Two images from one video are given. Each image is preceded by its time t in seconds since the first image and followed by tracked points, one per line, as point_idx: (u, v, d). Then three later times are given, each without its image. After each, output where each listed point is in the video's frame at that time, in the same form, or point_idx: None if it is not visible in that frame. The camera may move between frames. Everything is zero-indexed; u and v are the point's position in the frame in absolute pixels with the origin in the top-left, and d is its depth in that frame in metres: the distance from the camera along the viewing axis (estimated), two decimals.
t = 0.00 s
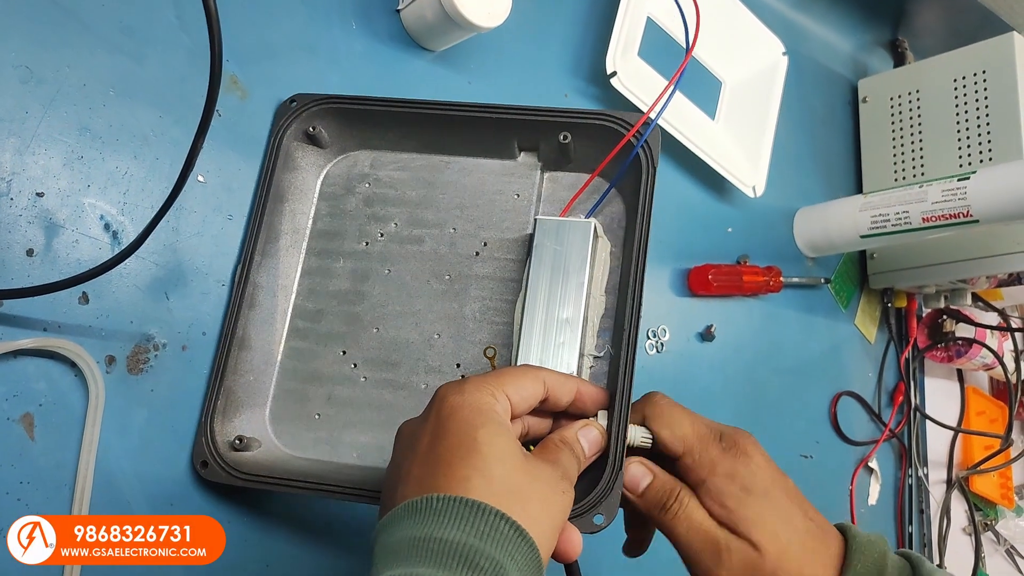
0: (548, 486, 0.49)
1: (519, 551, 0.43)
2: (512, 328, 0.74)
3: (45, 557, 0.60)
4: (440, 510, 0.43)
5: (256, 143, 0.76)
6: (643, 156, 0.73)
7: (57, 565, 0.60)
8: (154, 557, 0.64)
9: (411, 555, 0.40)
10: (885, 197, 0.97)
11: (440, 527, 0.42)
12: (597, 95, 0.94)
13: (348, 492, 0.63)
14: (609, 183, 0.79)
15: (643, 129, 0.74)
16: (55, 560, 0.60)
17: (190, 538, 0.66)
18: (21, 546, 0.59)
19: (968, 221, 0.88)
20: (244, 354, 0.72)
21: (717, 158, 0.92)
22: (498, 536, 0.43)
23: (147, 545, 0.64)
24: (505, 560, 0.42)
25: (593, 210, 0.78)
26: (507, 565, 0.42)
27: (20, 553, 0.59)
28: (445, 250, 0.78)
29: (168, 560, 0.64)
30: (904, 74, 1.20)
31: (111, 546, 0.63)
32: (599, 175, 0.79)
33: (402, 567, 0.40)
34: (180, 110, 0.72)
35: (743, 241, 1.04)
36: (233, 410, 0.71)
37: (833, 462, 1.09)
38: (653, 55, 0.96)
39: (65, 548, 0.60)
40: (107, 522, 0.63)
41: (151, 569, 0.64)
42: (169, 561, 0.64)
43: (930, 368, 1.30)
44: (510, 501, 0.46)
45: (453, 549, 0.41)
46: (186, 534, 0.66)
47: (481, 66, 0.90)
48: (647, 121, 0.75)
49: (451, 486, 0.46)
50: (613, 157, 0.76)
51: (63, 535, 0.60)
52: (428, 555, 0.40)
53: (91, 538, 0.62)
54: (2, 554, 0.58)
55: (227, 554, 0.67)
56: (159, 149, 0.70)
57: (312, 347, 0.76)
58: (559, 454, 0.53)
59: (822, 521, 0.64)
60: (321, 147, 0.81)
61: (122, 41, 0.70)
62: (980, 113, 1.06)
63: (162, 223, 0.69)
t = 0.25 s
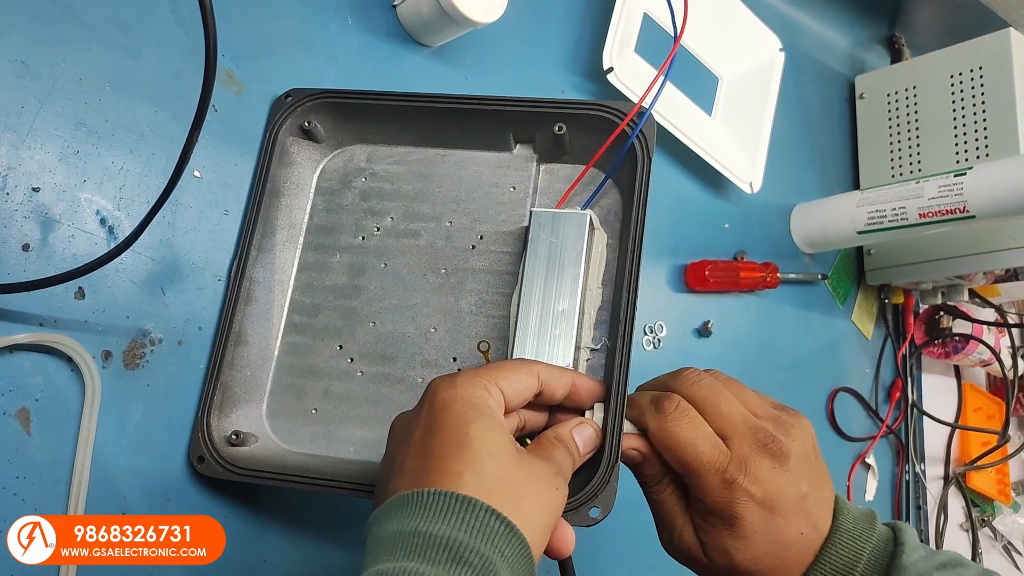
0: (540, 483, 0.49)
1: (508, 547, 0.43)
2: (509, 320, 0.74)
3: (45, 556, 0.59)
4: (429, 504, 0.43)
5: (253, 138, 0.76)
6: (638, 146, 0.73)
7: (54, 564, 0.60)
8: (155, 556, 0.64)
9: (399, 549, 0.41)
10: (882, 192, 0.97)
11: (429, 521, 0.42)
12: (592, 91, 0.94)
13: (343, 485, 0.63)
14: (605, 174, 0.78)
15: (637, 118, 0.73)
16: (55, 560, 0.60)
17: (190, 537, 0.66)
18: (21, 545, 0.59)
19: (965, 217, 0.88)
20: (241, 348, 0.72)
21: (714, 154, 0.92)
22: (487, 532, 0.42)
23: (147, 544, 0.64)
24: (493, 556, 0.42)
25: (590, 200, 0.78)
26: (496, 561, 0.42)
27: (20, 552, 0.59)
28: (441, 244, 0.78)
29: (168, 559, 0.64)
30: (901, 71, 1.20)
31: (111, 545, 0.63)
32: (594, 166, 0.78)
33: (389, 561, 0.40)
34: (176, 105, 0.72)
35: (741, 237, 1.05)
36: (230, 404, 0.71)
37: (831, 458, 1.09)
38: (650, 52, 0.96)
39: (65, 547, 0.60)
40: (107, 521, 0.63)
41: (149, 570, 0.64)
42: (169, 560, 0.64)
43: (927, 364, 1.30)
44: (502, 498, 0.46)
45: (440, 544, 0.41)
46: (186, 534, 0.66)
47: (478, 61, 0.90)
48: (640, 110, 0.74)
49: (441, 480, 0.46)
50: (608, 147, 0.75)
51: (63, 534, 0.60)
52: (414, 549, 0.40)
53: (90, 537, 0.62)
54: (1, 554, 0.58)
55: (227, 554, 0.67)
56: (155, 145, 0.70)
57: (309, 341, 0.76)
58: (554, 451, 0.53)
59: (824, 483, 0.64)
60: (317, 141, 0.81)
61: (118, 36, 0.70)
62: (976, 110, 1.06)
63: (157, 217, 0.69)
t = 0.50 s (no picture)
0: (548, 495, 0.49)
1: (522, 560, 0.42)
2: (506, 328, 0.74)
3: (46, 557, 0.59)
4: (442, 515, 0.43)
5: (252, 137, 0.76)
6: (637, 157, 0.74)
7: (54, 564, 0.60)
8: (155, 556, 0.64)
9: (414, 558, 0.40)
10: (881, 192, 0.97)
11: (444, 531, 0.42)
12: (592, 91, 0.94)
13: (346, 489, 0.63)
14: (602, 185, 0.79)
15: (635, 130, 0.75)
16: (55, 560, 0.60)
17: (190, 538, 0.65)
18: (21, 546, 0.59)
19: (964, 216, 0.88)
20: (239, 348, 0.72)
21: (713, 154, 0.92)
22: (500, 541, 0.42)
23: (147, 544, 0.64)
24: (507, 568, 0.41)
25: (587, 210, 0.79)
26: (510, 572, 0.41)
27: (20, 553, 0.59)
28: (439, 249, 0.78)
29: (168, 559, 0.64)
30: (900, 70, 1.20)
31: (111, 546, 0.63)
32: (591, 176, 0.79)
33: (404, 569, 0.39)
34: (175, 105, 0.72)
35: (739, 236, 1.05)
36: (229, 404, 0.71)
37: (830, 458, 1.09)
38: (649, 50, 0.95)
39: (66, 548, 0.60)
40: (108, 521, 0.63)
41: (148, 569, 0.64)
42: (169, 560, 0.64)
43: (926, 363, 1.31)
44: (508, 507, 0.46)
45: (456, 552, 0.40)
46: (186, 534, 0.66)
47: (477, 60, 0.90)
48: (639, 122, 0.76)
49: (455, 492, 0.46)
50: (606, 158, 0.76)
51: (63, 534, 0.60)
52: (430, 559, 0.40)
53: (91, 537, 0.62)
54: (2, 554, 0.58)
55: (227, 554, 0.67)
56: (154, 144, 0.70)
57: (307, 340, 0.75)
58: (558, 462, 0.53)
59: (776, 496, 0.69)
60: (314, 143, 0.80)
61: (117, 36, 0.70)
62: (976, 109, 1.06)
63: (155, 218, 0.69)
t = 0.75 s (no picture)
0: (557, 516, 0.49)
1: None
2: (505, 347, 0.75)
3: (45, 557, 0.60)
4: (459, 530, 0.44)
5: (252, 139, 0.76)
6: (643, 194, 0.76)
7: (55, 565, 0.60)
8: (155, 557, 0.64)
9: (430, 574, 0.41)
10: (883, 193, 0.97)
11: (461, 548, 0.42)
12: (592, 92, 0.94)
13: (352, 506, 0.63)
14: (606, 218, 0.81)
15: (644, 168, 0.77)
16: (55, 560, 0.60)
17: (190, 538, 0.65)
18: (21, 546, 0.59)
19: (965, 217, 0.88)
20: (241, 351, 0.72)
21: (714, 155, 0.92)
22: (515, 560, 0.43)
23: (147, 545, 0.64)
24: None
25: (589, 240, 0.81)
26: None
27: (20, 552, 0.59)
28: (440, 269, 0.79)
29: (168, 559, 0.64)
30: (900, 71, 1.20)
31: (111, 546, 0.63)
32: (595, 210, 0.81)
33: None
34: (176, 107, 0.71)
35: (739, 236, 1.05)
36: (230, 407, 0.71)
37: (830, 458, 1.09)
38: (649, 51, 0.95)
39: (65, 548, 0.60)
40: (107, 521, 0.63)
41: (149, 570, 0.63)
42: (169, 561, 0.64)
43: (926, 364, 1.31)
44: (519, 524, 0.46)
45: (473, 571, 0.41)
46: (186, 534, 0.65)
47: (478, 62, 0.90)
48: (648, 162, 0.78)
49: (472, 510, 0.46)
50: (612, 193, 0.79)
51: (63, 534, 0.61)
52: None
53: (91, 537, 0.62)
54: (2, 554, 0.59)
55: (227, 554, 0.66)
56: (155, 146, 0.70)
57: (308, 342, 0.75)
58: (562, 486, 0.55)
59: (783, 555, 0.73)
60: (318, 154, 0.80)
61: (117, 37, 0.70)
62: (976, 110, 1.06)
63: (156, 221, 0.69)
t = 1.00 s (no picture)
0: (567, 527, 0.52)
1: None
2: (504, 358, 0.79)
3: (45, 557, 0.61)
4: (480, 538, 0.46)
5: (254, 140, 0.76)
6: (643, 221, 0.80)
7: (57, 565, 0.61)
8: (155, 557, 0.64)
9: None
10: (884, 193, 0.97)
11: (482, 554, 0.45)
12: (593, 93, 0.95)
13: (355, 510, 0.63)
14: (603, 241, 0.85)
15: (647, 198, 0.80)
16: (55, 560, 0.61)
17: (190, 538, 0.65)
18: (21, 546, 0.60)
19: (966, 218, 0.88)
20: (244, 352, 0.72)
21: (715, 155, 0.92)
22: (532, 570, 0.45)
23: (147, 545, 0.64)
24: None
25: (585, 260, 0.85)
26: None
27: (20, 552, 0.60)
28: (439, 277, 0.81)
29: (168, 559, 0.64)
30: (901, 71, 1.20)
31: (111, 546, 0.63)
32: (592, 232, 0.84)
33: None
34: (178, 108, 0.71)
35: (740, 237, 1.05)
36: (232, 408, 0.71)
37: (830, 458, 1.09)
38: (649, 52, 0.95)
39: (65, 548, 0.61)
40: (108, 521, 0.63)
41: (150, 570, 0.64)
42: (169, 560, 0.64)
43: (927, 364, 1.31)
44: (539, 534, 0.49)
45: None
46: (186, 534, 0.65)
47: (479, 63, 0.90)
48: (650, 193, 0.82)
49: (493, 519, 0.48)
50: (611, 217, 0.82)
51: (63, 535, 0.61)
52: None
53: (91, 537, 0.62)
54: (2, 553, 0.59)
55: (227, 555, 0.66)
56: (158, 148, 0.70)
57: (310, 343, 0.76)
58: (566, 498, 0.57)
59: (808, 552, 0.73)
60: (322, 154, 0.80)
61: (119, 39, 0.70)
62: (977, 110, 1.06)
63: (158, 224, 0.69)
